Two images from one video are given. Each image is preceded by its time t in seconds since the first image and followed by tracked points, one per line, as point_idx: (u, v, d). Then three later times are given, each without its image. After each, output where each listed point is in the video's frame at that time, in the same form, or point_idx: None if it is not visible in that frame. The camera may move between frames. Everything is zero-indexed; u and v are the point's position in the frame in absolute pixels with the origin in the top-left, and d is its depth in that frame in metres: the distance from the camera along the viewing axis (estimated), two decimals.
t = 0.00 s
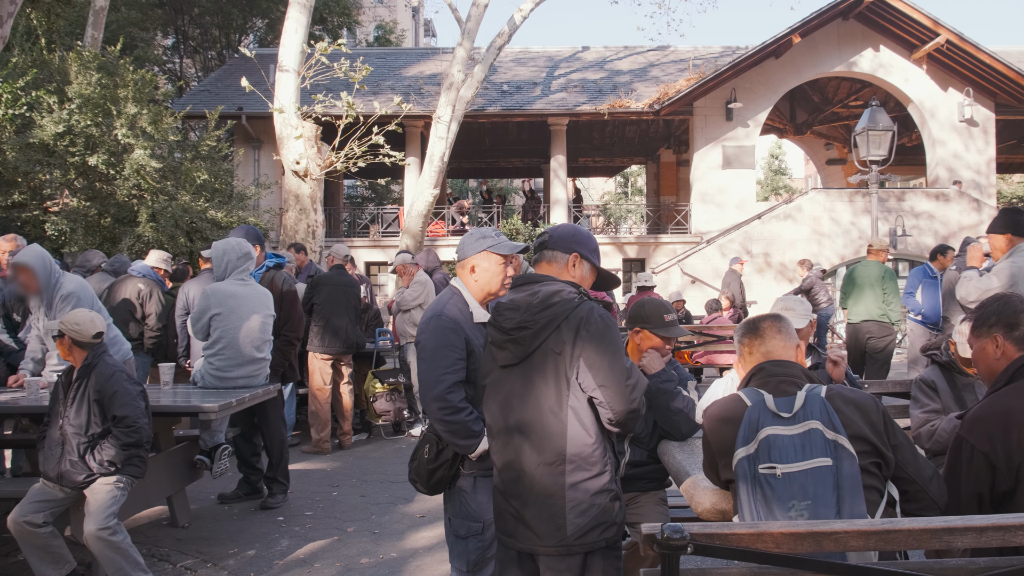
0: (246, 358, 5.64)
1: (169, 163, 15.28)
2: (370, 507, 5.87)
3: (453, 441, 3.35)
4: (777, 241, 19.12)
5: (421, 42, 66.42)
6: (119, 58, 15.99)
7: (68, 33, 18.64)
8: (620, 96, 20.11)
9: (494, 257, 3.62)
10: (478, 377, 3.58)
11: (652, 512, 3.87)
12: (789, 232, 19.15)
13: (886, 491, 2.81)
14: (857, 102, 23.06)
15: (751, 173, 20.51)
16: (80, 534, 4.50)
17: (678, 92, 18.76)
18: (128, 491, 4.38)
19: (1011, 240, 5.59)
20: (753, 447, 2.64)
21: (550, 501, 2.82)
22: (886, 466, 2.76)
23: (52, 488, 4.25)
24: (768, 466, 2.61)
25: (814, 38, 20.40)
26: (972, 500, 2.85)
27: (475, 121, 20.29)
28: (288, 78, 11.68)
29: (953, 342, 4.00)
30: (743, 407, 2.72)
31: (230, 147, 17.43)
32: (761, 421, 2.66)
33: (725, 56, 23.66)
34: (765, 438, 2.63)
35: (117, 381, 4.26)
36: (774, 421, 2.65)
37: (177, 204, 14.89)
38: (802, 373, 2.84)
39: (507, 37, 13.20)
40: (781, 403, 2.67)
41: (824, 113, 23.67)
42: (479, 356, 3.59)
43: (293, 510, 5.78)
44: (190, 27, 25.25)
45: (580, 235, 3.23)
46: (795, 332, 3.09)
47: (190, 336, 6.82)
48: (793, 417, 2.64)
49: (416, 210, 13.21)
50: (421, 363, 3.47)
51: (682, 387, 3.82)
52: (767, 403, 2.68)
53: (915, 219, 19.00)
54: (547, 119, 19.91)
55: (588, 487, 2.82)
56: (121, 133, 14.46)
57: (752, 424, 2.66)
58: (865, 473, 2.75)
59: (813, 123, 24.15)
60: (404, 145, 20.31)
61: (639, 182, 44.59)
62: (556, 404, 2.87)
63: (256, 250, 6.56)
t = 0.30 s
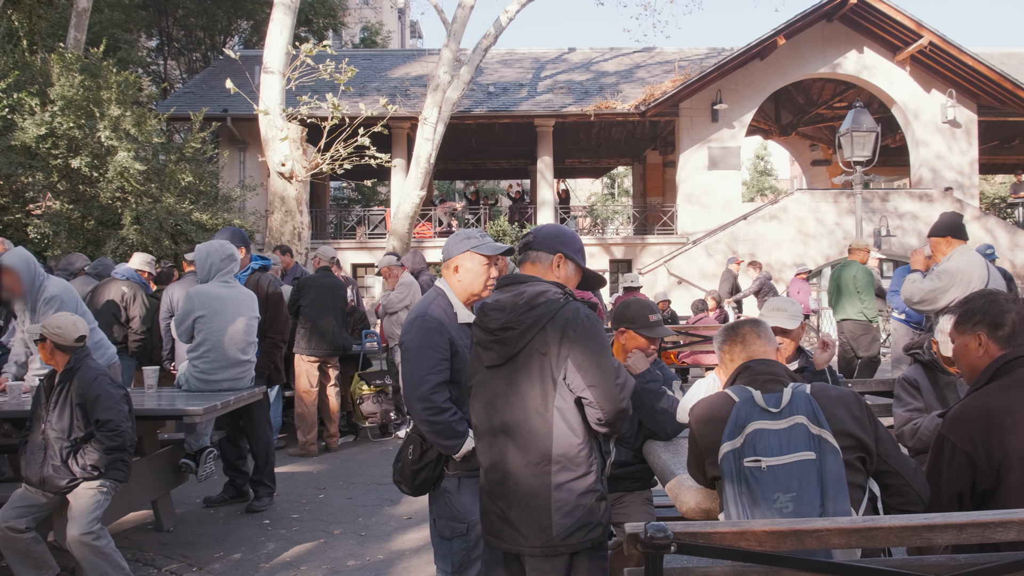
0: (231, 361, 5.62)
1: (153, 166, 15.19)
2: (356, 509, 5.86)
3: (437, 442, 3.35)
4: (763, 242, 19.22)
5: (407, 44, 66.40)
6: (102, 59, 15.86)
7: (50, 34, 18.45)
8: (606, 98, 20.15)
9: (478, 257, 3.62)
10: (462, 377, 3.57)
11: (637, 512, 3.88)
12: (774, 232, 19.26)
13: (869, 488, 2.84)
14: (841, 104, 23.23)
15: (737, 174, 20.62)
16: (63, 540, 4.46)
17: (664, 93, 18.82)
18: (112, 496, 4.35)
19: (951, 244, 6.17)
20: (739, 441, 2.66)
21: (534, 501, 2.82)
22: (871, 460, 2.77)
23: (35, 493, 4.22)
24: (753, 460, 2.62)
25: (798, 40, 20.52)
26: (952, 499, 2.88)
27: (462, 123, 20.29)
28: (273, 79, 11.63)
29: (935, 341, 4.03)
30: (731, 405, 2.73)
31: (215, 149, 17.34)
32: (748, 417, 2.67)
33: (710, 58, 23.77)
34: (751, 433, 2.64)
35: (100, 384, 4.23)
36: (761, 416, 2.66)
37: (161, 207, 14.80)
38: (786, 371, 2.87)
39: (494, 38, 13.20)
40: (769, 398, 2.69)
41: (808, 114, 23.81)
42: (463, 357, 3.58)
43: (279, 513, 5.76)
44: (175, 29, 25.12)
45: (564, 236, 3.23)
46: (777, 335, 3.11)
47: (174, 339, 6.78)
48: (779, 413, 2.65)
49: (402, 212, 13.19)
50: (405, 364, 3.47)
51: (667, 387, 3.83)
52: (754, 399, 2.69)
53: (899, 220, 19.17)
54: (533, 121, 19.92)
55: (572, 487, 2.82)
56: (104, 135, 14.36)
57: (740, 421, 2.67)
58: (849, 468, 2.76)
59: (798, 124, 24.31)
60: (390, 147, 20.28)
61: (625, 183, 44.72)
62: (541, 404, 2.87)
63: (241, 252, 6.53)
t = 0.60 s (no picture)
0: (215, 363, 5.60)
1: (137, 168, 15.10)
2: (343, 511, 5.84)
3: (420, 442, 3.35)
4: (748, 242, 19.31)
5: (394, 45, 66.30)
6: (85, 61, 15.72)
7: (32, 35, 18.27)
8: (592, 99, 20.18)
9: (465, 258, 3.62)
10: (447, 378, 3.57)
11: (623, 512, 3.89)
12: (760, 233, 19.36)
13: (859, 486, 2.86)
14: (826, 104, 23.37)
15: (722, 175, 20.72)
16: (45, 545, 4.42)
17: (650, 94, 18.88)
18: (94, 501, 4.31)
19: (897, 244, 6.56)
20: (730, 442, 2.67)
21: (519, 502, 2.83)
22: (860, 459, 2.79)
23: (16, 499, 4.18)
24: (745, 460, 2.63)
25: (783, 41, 20.64)
26: (934, 498, 2.92)
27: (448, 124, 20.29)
28: (258, 80, 11.58)
29: (918, 340, 4.07)
30: (721, 406, 2.74)
31: (199, 151, 17.25)
32: (740, 417, 2.68)
33: (696, 59, 23.87)
34: (743, 433, 2.66)
35: (82, 388, 4.20)
36: (752, 416, 2.67)
37: (146, 209, 14.70)
38: (773, 371, 2.88)
39: (480, 39, 13.20)
40: (759, 399, 2.70)
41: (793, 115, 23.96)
42: (448, 358, 3.58)
43: (264, 516, 5.73)
44: (159, 30, 24.98)
45: (551, 238, 3.24)
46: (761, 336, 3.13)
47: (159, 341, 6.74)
48: (769, 412, 2.67)
49: (389, 213, 13.16)
50: (390, 364, 3.46)
51: (652, 388, 3.84)
52: (745, 399, 2.70)
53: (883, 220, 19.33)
54: (520, 122, 19.94)
55: (557, 487, 2.83)
56: (87, 137, 14.24)
57: (731, 421, 2.69)
58: (840, 467, 2.78)
59: (783, 124, 24.46)
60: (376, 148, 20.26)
61: (612, 183, 44.84)
62: (526, 405, 2.88)
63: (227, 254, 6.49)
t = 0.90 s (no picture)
0: (200, 365, 5.56)
1: (121, 170, 15.00)
2: (329, 513, 5.82)
3: (406, 443, 3.34)
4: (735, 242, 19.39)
5: (381, 44, 66.22)
6: (68, 61, 15.58)
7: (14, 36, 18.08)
8: (579, 99, 20.20)
9: (451, 259, 3.61)
10: (433, 379, 3.56)
11: (608, 511, 3.90)
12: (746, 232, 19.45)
13: (839, 484, 2.87)
14: (811, 104, 23.50)
15: (709, 175, 20.80)
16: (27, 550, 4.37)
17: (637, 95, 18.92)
18: (76, 505, 4.28)
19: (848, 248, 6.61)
20: (712, 441, 2.68)
21: (504, 501, 2.83)
22: (841, 458, 2.80)
23: None
24: (726, 459, 2.64)
25: (769, 41, 20.75)
26: (915, 497, 2.94)
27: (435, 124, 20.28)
28: (243, 81, 11.53)
29: (900, 338, 4.08)
30: (703, 404, 2.74)
31: (184, 152, 17.17)
32: (722, 416, 2.69)
33: (683, 59, 23.96)
34: (724, 431, 2.67)
35: (65, 392, 4.17)
36: (733, 414, 2.68)
37: (130, 211, 14.58)
38: (756, 370, 2.89)
39: (467, 40, 13.19)
40: (741, 397, 2.71)
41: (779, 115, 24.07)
42: (434, 359, 3.58)
43: (250, 519, 5.71)
44: (143, 30, 24.83)
45: (534, 238, 3.24)
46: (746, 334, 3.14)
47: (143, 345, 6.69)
48: (751, 411, 2.68)
49: (376, 213, 13.13)
50: (376, 365, 3.45)
51: (636, 387, 3.84)
52: (726, 398, 2.71)
53: (869, 219, 19.45)
54: (507, 122, 19.94)
55: (542, 487, 2.83)
56: (70, 139, 14.10)
57: (713, 420, 2.69)
58: (820, 466, 2.79)
59: (768, 125, 24.59)
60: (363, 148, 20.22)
61: (600, 184, 44.90)
62: (511, 404, 2.88)
63: (211, 256, 6.44)
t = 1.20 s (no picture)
0: (185, 366, 5.53)
1: (106, 170, 14.89)
2: (317, 514, 5.80)
3: (393, 443, 3.34)
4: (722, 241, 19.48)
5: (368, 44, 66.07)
6: (51, 60, 15.43)
7: None
8: (567, 99, 20.22)
9: (439, 261, 3.61)
10: (421, 379, 3.56)
11: (595, 510, 3.91)
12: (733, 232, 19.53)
13: (823, 481, 2.89)
14: (797, 105, 23.62)
15: (696, 175, 20.87)
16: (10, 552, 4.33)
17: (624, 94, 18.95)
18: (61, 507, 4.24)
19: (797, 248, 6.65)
20: (697, 440, 2.69)
21: (490, 501, 2.83)
22: (824, 457, 2.82)
23: None
24: (711, 457, 2.65)
25: (755, 42, 20.85)
26: (899, 495, 2.97)
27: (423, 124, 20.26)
28: (229, 80, 11.48)
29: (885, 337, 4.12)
30: (688, 403, 2.76)
31: (168, 153, 17.05)
32: (707, 415, 2.70)
33: (670, 60, 24.03)
34: (709, 430, 2.68)
35: (48, 393, 4.14)
36: (718, 413, 2.69)
37: (114, 211, 14.46)
38: (741, 369, 2.91)
39: (453, 39, 13.18)
40: (726, 396, 2.72)
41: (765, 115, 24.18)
42: (422, 359, 3.57)
43: (237, 521, 5.68)
44: (128, 29, 24.69)
45: (520, 238, 3.24)
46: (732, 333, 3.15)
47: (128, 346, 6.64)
48: (736, 410, 2.69)
49: (363, 214, 13.09)
50: (363, 365, 3.44)
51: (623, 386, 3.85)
52: (711, 397, 2.72)
53: (854, 219, 19.56)
54: (494, 122, 19.94)
55: (528, 486, 2.83)
56: (53, 138, 14.00)
57: (698, 418, 2.71)
58: (804, 464, 2.81)
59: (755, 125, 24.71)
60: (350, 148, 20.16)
61: (588, 184, 44.96)
62: (497, 404, 2.88)
63: (196, 256, 6.40)
